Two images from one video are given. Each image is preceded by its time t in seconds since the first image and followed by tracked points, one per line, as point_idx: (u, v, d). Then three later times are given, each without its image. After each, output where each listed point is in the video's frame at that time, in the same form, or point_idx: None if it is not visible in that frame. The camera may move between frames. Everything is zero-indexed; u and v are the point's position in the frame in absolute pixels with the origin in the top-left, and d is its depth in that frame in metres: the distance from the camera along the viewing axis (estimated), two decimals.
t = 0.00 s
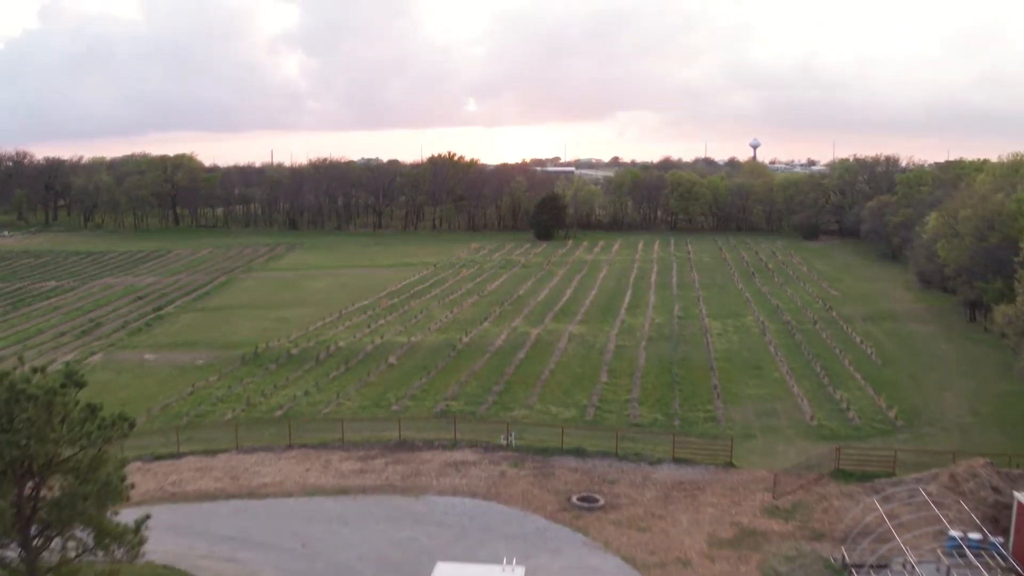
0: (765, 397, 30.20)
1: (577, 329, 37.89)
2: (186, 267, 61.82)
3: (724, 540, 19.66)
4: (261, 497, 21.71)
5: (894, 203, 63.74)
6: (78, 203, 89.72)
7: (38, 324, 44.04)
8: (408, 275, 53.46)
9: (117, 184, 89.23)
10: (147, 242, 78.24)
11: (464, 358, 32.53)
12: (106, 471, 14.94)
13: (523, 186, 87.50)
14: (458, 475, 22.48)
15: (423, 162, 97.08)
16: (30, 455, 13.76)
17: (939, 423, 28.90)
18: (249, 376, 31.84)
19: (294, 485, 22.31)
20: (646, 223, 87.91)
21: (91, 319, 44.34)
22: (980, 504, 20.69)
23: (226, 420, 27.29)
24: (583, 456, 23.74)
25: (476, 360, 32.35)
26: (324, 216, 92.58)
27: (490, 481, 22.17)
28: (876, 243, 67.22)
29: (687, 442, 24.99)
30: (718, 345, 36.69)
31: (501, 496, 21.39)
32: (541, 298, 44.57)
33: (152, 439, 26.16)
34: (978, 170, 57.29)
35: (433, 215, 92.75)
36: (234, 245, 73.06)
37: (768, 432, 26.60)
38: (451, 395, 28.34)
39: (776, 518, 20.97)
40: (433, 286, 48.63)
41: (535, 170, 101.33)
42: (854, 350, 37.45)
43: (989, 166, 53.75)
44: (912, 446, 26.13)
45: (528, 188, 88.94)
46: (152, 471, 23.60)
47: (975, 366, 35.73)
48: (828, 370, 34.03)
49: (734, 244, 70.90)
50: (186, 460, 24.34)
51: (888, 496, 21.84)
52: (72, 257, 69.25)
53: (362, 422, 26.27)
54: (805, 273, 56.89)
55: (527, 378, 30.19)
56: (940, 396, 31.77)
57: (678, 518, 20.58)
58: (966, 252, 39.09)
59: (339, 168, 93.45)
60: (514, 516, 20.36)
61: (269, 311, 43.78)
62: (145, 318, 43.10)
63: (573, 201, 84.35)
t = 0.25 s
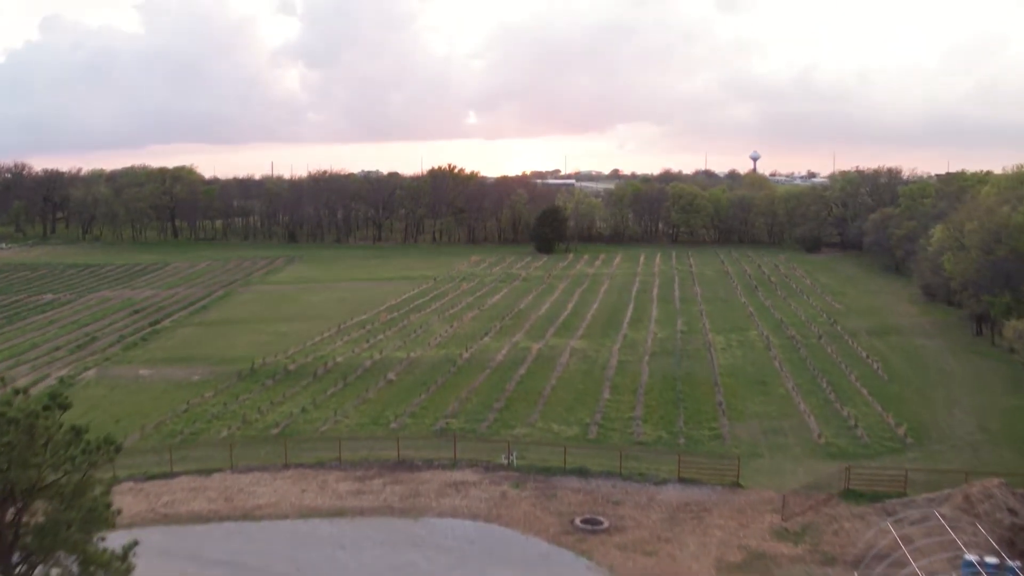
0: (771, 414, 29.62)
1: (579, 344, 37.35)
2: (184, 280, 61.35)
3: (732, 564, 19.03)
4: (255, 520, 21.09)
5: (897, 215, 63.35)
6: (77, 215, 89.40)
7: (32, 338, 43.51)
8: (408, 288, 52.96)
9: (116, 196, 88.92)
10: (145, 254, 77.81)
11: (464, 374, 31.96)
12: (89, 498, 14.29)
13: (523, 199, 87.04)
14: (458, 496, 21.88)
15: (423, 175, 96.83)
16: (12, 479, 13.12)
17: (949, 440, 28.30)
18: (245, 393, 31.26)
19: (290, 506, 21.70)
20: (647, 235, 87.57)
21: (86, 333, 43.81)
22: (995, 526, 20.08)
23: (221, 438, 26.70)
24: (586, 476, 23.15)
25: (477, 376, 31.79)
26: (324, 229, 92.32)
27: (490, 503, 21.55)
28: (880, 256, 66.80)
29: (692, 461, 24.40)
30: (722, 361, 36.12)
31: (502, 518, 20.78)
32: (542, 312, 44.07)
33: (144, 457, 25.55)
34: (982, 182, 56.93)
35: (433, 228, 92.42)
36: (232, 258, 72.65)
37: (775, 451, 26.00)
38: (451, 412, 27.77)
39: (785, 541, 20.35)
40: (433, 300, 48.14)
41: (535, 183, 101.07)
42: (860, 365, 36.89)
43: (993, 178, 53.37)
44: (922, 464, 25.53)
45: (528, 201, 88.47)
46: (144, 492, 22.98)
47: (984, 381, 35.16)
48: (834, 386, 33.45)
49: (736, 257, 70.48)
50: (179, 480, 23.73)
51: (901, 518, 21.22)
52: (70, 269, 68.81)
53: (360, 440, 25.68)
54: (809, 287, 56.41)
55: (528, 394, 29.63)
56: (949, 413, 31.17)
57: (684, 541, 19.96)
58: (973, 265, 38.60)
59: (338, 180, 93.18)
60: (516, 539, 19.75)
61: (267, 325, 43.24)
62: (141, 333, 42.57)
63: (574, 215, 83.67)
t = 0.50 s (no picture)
0: (777, 431, 29.01)
1: (581, 360, 36.78)
2: (182, 294, 60.85)
3: None
4: (249, 543, 20.47)
5: (900, 228, 62.97)
6: (74, 228, 88.99)
7: (27, 352, 42.91)
8: (407, 303, 52.42)
9: (114, 209, 88.54)
10: (142, 268, 77.31)
11: (465, 391, 31.38)
12: (73, 525, 13.48)
13: (524, 212, 86.71)
14: (457, 518, 21.25)
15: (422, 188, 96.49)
16: None
17: (959, 457, 27.64)
18: (241, 410, 30.65)
19: (285, 529, 21.07)
20: (648, 248, 87.19)
21: (81, 348, 43.21)
22: (1013, 549, 19.43)
23: (215, 457, 26.06)
24: (589, 497, 22.52)
25: (477, 392, 31.21)
26: (323, 243, 91.97)
27: (491, 525, 20.94)
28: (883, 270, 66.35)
29: (698, 481, 23.78)
30: (726, 376, 35.53)
31: (503, 542, 20.14)
32: (544, 327, 43.52)
33: (137, 477, 24.89)
34: (986, 195, 56.55)
35: (433, 241, 92.03)
36: (231, 272, 72.22)
37: (782, 470, 25.39)
38: (451, 430, 27.16)
39: (795, 564, 19.70)
40: (433, 314, 47.58)
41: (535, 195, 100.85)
42: (866, 381, 36.31)
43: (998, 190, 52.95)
44: (933, 484, 24.90)
45: (529, 214, 88.04)
46: (135, 513, 22.34)
47: (993, 397, 34.55)
48: (840, 402, 32.87)
49: (739, 270, 70.04)
50: (171, 501, 23.09)
51: (914, 541, 20.57)
52: (67, 283, 68.30)
53: (358, 460, 25.06)
54: (812, 300, 55.91)
55: (530, 412, 29.07)
56: (958, 429, 30.54)
57: (691, 565, 19.31)
58: (980, 279, 38.07)
59: (338, 192, 92.80)
60: (517, 565, 19.11)
61: (264, 340, 42.66)
62: (137, 347, 41.99)
63: (575, 228, 82.96)
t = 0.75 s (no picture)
0: (784, 449, 28.41)
1: (582, 375, 36.21)
2: (179, 307, 60.32)
3: None
4: (242, 567, 19.85)
5: (904, 241, 62.56)
6: (72, 240, 88.64)
7: (20, 366, 42.35)
8: (407, 317, 51.90)
9: (112, 222, 88.20)
10: (140, 281, 76.87)
11: (465, 407, 30.79)
12: (56, 554, 12.82)
13: (524, 225, 86.36)
14: (457, 540, 20.62)
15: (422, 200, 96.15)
16: None
17: (970, 475, 27.01)
18: (236, 427, 30.04)
19: (279, 552, 20.45)
20: (649, 262, 86.79)
21: (76, 362, 42.64)
22: None
23: (209, 476, 25.44)
24: (592, 519, 21.91)
25: (477, 409, 30.64)
26: (322, 256, 91.58)
27: (491, 548, 20.31)
28: (887, 283, 65.90)
29: (703, 502, 23.16)
30: (731, 392, 34.94)
31: (503, 565, 19.52)
32: (545, 341, 43.01)
33: (128, 497, 24.27)
34: (990, 208, 56.16)
35: (433, 254, 91.62)
36: (229, 285, 71.74)
37: (790, 489, 24.78)
38: (451, 448, 26.60)
39: None
40: (433, 329, 47.06)
41: (536, 208, 100.59)
42: (872, 396, 35.72)
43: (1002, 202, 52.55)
44: (944, 504, 24.27)
45: (529, 227, 87.68)
46: (125, 535, 21.70)
47: (1002, 413, 33.93)
48: (847, 419, 32.27)
49: (741, 284, 69.57)
50: (162, 522, 22.47)
51: (928, 565, 19.93)
52: (64, 296, 67.83)
53: (355, 479, 24.45)
54: (815, 314, 55.40)
55: (531, 429, 28.50)
56: (968, 446, 29.93)
57: None
58: (987, 292, 37.57)
59: (337, 205, 92.42)
60: None
61: (261, 355, 42.09)
62: (132, 362, 41.43)
63: (576, 242, 81.70)
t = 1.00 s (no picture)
0: (790, 467, 27.80)
1: (584, 391, 35.63)
2: (176, 320, 59.74)
3: None
4: None
5: (907, 254, 62.12)
6: (70, 252, 88.23)
7: (13, 381, 41.75)
8: (406, 330, 51.35)
9: (110, 234, 87.80)
10: (138, 293, 76.38)
11: (464, 424, 30.20)
12: None
13: (524, 238, 85.97)
14: (456, 563, 20.00)
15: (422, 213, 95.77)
16: None
17: (982, 493, 26.36)
18: (231, 444, 29.41)
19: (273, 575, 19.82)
20: (650, 275, 86.37)
21: (70, 376, 42.01)
22: None
23: (202, 495, 24.83)
24: (595, 540, 21.28)
25: (477, 426, 30.06)
26: (321, 269, 91.13)
27: (491, 571, 19.68)
28: (890, 296, 65.41)
29: (709, 523, 22.54)
30: (735, 408, 34.35)
31: None
32: (546, 356, 42.46)
33: (118, 517, 23.64)
34: (994, 220, 55.76)
35: (433, 267, 91.19)
36: (228, 298, 71.23)
37: (798, 509, 24.16)
38: (450, 466, 25.99)
39: None
40: (432, 343, 46.51)
41: (537, 221, 100.25)
42: (879, 412, 35.12)
43: (1007, 214, 52.14)
44: (956, 524, 23.64)
45: (529, 240, 87.29)
46: (114, 557, 21.06)
47: (1011, 428, 33.32)
48: (853, 435, 31.67)
49: (743, 297, 69.07)
50: (153, 543, 21.83)
51: None
52: (60, 308, 67.30)
53: (351, 499, 23.84)
54: (819, 327, 54.87)
55: (532, 446, 27.89)
56: (979, 463, 29.30)
57: None
58: (994, 306, 37.03)
59: (337, 217, 92.02)
60: None
61: (258, 369, 41.47)
62: (127, 377, 40.84)
63: (575, 254, 81.33)
